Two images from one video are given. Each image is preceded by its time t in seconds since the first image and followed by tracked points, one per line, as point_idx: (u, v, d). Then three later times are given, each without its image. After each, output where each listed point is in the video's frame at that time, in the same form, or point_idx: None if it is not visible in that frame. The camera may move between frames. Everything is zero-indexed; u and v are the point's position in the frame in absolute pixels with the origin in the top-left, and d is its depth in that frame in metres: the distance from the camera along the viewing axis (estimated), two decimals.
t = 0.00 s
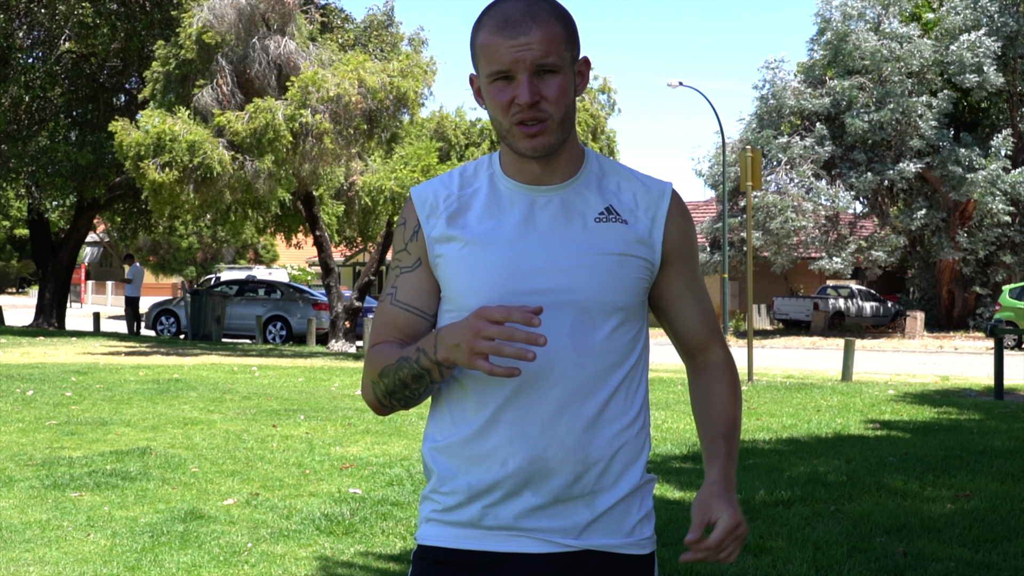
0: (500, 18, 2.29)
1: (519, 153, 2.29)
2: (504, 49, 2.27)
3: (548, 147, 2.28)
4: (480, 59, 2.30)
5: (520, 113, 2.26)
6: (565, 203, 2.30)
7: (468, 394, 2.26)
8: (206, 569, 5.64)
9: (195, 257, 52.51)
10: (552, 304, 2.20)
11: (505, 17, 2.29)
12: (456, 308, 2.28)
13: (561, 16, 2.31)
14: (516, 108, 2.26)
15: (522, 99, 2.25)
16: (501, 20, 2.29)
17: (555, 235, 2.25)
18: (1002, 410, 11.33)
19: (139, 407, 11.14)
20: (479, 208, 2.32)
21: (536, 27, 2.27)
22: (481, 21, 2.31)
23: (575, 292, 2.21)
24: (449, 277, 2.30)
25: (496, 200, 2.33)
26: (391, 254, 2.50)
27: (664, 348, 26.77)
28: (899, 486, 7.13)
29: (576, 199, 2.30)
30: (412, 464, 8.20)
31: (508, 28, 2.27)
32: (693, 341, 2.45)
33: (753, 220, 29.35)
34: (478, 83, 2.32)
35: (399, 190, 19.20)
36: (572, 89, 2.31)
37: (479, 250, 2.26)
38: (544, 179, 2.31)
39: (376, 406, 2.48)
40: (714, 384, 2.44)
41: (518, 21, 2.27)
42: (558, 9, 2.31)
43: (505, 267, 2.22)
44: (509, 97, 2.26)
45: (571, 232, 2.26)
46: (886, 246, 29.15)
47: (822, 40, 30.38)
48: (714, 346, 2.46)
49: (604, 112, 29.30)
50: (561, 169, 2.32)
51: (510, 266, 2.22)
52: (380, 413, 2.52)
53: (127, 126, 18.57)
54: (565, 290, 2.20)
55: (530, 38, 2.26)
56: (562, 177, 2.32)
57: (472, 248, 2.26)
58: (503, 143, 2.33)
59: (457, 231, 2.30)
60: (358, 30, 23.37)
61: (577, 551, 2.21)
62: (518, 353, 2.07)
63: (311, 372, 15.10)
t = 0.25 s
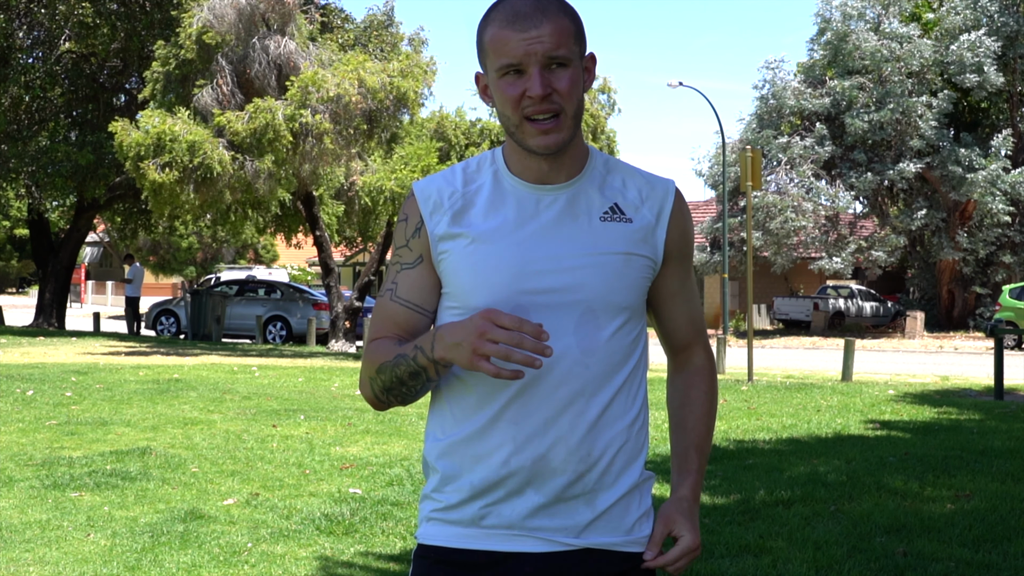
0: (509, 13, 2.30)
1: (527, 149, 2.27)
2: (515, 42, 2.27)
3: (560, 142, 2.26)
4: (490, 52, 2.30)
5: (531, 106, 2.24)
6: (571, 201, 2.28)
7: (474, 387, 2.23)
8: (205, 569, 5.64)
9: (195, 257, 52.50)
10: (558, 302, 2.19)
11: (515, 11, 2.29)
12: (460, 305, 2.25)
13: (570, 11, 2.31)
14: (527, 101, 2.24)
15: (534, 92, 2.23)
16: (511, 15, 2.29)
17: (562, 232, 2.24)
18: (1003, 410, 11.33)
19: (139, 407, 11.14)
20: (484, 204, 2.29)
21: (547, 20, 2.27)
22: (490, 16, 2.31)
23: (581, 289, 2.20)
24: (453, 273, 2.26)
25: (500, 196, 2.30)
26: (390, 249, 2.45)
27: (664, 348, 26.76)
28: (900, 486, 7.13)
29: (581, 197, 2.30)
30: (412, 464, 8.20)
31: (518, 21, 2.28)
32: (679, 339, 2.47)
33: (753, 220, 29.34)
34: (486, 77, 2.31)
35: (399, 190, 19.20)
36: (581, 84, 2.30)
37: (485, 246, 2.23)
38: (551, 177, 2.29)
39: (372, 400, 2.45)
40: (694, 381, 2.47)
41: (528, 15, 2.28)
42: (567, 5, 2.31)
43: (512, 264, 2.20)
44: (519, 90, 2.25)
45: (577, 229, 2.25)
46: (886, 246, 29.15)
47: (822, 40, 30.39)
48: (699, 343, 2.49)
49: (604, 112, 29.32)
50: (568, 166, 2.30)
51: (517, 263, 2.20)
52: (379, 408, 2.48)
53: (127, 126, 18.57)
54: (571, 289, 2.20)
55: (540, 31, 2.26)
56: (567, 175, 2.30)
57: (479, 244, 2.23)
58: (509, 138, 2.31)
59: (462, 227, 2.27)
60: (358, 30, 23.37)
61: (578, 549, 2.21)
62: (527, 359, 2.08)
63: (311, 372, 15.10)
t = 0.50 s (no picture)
0: (517, 9, 2.31)
1: (531, 144, 2.28)
2: (523, 38, 2.27)
3: (566, 138, 2.27)
4: (497, 48, 2.30)
5: (538, 101, 2.26)
6: (570, 199, 2.28)
7: (466, 383, 2.22)
8: (205, 569, 5.64)
9: (195, 257, 52.50)
10: (551, 301, 2.18)
11: (523, 8, 2.30)
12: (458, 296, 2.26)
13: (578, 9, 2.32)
14: (534, 96, 2.26)
15: (541, 87, 2.25)
16: (519, 11, 2.30)
17: (562, 230, 2.24)
18: (1003, 409, 11.33)
19: (139, 407, 11.14)
20: (484, 199, 2.29)
21: (555, 17, 2.28)
22: (499, 11, 2.32)
23: (574, 289, 2.19)
24: (454, 267, 2.27)
25: (502, 193, 2.30)
26: (389, 239, 2.46)
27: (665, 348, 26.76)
28: (900, 487, 7.13)
29: (580, 196, 2.29)
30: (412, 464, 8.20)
31: (526, 17, 2.29)
32: (685, 337, 2.44)
33: (753, 220, 29.33)
34: (492, 72, 2.31)
35: (399, 191, 19.20)
36: (587, 80, 2.31)
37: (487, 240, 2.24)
38: (553, 174, 2.29)
39: (359, 391, 2.43)
40: (702, 380, 2.45)
41: (536, 10, 2.28)
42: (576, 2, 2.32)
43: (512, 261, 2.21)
44: (526, 85, 2.26)
45: (575, 227, 2.25)
46: (886, 246, 29.16)
47: (822, 40, 30.39)
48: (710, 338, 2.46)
49: (604, 112, 29.32)
50: (570, 164, 2.30)
51: (513, 262, 2.21)
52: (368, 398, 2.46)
53: (127, 126, 18.56)
54: (564, 288, 2.18)
55: (549, 27, 2.27)
56: (569, 173, 2.30)
57: (479, 241, 2.24)
58: (513, 133, 2.32)
59: (463, 223, 2.28)
60: (358, 30, 23.37)
61: (561, 546, 2.21)
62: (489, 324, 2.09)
63: (311, 372, 15.10)
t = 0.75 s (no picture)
0: (500, 8, 2.27)
1: (509, 146, 2.25)
2: (504, 37, 2.24)
3: (544, 142, 2.24)
4: (480, 47, 2.27)
5: (517, 102, 2.22)
6: (548, 203, 2.25)
7: (446, 384, 2.20)
8: (206, 569, 5.64)
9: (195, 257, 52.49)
10: (527, 304, 2.16)
11: (506, 7, 2.27)
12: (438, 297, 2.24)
13: (562, 12, 2.29)
14: (512, 97, 2.22)
15: (520, 88, 2.21)
16: (502, 10, 2.27)
17: (539, 231, 2.22)
18: (1003, 410, 11.33)
19: (139, 407, 11.14)
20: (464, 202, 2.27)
21: (537, 18, 2.25)
22: (481, 11, 2.29)
23: (552, 293, 2.17)
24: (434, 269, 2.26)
25: (480, 196, 2.28)
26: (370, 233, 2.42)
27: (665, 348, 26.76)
28: (900, 487, 7.13)
29: (558, 199, 2.26)
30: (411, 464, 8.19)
31: (508, 18, 2.26)
32: (661, 344, 2.39)
33: (753, 220, 29.32)
34: (473, 71, 2.29)
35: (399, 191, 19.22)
36: (568, 83, 2.28)
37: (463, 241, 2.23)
38: (531, 174, 2.26)
39: (342, 385, 2.39)
40: (679, 391, 2.38)
41: (519, 10, 2.25)
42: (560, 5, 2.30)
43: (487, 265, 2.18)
44: (506, 85, 2.23)
45: (553, 229, 2.22)
46: (886, 246, 29.16)
47: (822, 40, 30.40)
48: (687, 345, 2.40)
49: (604, 112, 29.34)
50: (549, 167, 2.27)
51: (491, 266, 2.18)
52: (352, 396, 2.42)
53: (127, 127, 18.57)
54: (539, 292, 2.16)
55: (531, 28, 2.24)
56: (548, 175, 2.27)
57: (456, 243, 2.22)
58: (494, 132, 2.29)
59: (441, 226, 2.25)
60: (358, 30, 23.37)
61: (545, 546, 2.20)
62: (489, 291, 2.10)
63: (311, 372, 15.10)
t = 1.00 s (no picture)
0: (452, 6, 2.27)
1: (469, 145, 2.26)
2: (457, 36, 2.25)
3: (501, 140, 2.25)
4: (433, 47, 2.27)
5: (472, 101, 2.24)
6: (514, 197, 2.29)
7: (427, 381, 2.23)
8: (205, 569, 5.64)
9: (195, 257, 52.47)
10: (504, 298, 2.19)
11: (457, 6, 2.27)
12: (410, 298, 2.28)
13: (512, 7, 2.30)
14: (468, 96, 2.24)
15: (475, 87, 2.23)
16: (453, 8, 2.27)
17: (509, 229, 2.25)
18: (1002, 409, 11.33)
19: (139, 407, 11.15)
20: (431, 202, 2.29)
21: (489, 16, 2.25)
22: (432, 11, 2.29)
23: (526, 286, 2.21)
24: (407, 271, 2.28)
25: (445, 194, 2.29)
26: (335, 242, 2.41)
27: (665, 348, 26.76)
28: (900, 487, 7.13)
29: (524, 193, 2.30)
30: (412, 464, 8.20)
31: (460, 16, 2.26)
32: (610, 343, 2.40)
33: (753, 220, 29.31)
34: (428, 70, 2.29)
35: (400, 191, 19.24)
36: (523, 78, 2.29)
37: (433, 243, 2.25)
38: (493, 170, 2.29)
39: (319, 392, 2.37)
40: (627, 384, 2.40)
41: (469, 9, 2.26)
42: None
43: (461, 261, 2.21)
44: (461, 84, 2.24)
45: (522, 224, 2.26)
46: (886, 246, 29.16)
47: (822, 40, 30.40)
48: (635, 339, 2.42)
49: (604, 112, 29.35)
50: (510, 161, 2.30)
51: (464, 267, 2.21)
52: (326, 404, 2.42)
53: (127, 127, 18.57)
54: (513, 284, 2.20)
55: (483, 25, 2.24)
56: (511, 169, 2.30)
57: (427, 245, 2.25)
58: (451, 132, 2.30)
59: (410, 227, 2.27)
60: (358, 30, 23.38)
61: (532, 539, 2.22)
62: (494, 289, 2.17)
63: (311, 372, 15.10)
